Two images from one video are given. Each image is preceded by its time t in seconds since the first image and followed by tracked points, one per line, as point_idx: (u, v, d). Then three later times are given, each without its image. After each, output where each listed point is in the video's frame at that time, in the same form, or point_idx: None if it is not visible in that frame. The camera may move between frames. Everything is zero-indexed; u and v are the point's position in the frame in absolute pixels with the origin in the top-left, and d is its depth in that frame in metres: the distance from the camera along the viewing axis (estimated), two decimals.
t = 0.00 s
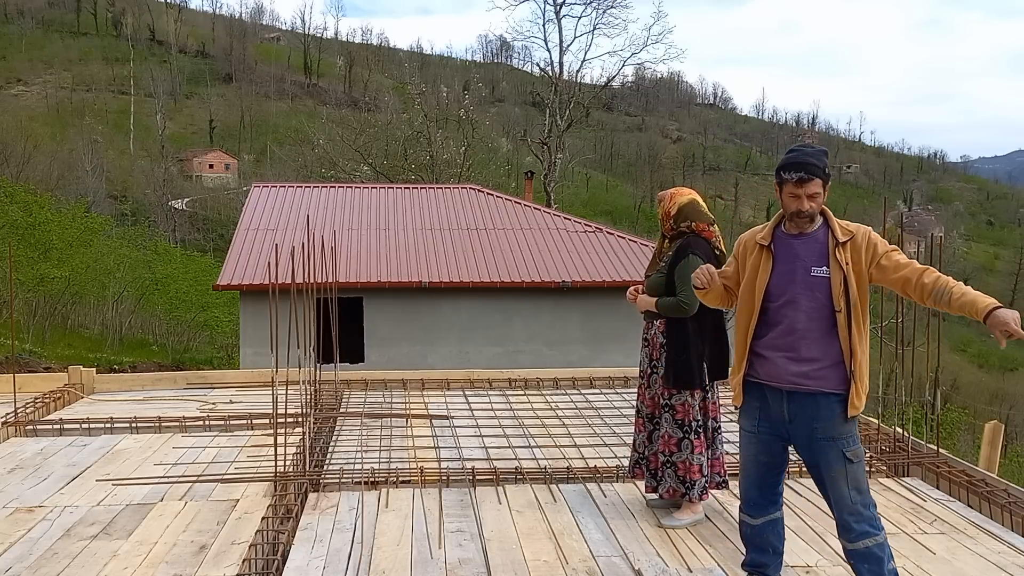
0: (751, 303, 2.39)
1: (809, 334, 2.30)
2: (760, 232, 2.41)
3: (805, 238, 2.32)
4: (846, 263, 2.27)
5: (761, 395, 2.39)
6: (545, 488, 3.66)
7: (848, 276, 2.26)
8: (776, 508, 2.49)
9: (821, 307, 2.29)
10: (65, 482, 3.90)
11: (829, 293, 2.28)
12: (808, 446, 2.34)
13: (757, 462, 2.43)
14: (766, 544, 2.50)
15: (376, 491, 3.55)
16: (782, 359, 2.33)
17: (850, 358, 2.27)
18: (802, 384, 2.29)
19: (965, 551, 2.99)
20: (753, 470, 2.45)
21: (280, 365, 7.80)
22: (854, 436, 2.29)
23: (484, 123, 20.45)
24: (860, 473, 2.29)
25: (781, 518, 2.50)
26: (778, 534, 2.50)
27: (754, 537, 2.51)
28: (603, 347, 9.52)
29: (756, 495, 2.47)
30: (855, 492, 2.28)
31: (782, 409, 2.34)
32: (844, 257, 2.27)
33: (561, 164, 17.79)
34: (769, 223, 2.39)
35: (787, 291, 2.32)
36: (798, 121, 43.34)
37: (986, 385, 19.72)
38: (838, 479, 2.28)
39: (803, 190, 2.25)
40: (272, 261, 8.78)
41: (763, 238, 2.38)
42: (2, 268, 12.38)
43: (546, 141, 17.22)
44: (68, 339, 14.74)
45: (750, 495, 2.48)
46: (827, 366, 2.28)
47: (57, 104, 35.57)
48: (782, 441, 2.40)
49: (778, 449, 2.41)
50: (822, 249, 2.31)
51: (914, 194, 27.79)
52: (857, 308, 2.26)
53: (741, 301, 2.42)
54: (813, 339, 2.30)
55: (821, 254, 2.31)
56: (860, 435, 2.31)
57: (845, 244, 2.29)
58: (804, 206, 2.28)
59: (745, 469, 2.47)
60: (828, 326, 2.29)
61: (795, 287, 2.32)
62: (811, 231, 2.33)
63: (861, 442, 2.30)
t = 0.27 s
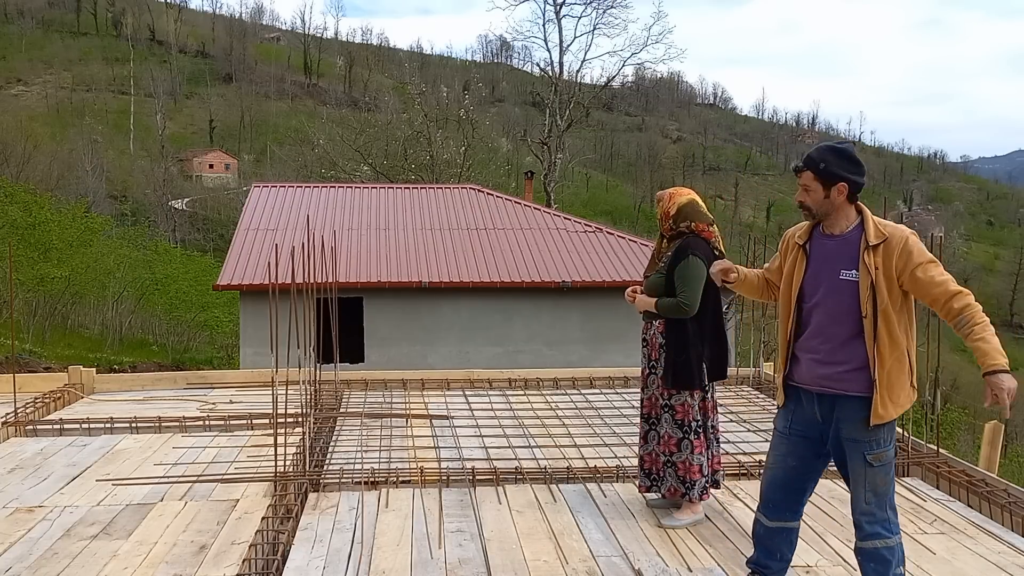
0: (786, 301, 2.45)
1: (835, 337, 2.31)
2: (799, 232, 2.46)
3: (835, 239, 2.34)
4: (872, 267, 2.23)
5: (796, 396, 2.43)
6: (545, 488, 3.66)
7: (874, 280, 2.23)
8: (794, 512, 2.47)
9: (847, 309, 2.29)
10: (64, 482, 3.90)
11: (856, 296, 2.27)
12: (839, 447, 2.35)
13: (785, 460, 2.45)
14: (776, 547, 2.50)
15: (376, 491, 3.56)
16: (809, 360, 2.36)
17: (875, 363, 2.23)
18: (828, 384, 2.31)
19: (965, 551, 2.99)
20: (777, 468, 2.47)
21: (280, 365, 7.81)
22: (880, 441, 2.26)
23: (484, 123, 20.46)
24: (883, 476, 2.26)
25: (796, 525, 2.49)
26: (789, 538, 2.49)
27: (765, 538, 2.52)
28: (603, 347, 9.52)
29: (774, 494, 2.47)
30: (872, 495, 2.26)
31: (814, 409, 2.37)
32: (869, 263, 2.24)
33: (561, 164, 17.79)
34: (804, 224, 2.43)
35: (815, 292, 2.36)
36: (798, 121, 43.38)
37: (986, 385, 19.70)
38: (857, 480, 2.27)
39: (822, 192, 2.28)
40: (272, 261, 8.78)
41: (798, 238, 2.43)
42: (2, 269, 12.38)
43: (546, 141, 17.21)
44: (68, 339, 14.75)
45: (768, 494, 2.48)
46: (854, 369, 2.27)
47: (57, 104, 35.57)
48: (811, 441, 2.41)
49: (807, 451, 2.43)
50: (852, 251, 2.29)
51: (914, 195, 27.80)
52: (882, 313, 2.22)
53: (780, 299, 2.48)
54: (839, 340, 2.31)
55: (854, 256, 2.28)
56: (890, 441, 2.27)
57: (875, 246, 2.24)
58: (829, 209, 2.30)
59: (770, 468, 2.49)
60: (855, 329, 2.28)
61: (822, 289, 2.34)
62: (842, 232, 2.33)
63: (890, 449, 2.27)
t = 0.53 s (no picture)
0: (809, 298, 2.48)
1: (843, 336, 2.32)
2: (825, 228, 2.47)
3: (850, 238, 2.34)
4: (877, 269, 2.21)
5: (813, 396, 2.45)
6: (546, 488, 3.66)
7: (876, 281, 2.21)
8: (810, 513, 2.46)
9: (855, 309, 2.28)
10: (64, 482, 3.90)
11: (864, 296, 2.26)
12: (846, 449, 2.34)
13: (799, 460, 2.47)
14: (784, 547, 2.51)
15: (376, 491, 3.55)
16: (823, 357, 2.38)
17: (875, 365, 2.21)
18: (836, 385, 2.32)
19: (965, 551, 2.99)
20: (794, 466, 2.49)
21: (280, 365, 7.81)
22: (884, 445, 2.24)
23: (484, 123, 20.46)
24: (886, 479, 2.24)
25: (817, 527, 2.47)
26: (803, 538, 2.48)
27: (780, 534, 2.53)
28: (603, 347, 9.52)
29: (789, 492, 2.48)
30: (873, 498, 2.26)
31: (825, 411, 2.38)
32: (874, 265, 2.22)
33: (561, 164, 17.78)
34: (826, 221, 2.44)
35: (828, 290, 2.38)
36: (797, 121, 43.40)
37: (986, 385, 19.66)
38: (859, 481, 2.27)
39: (829, 189, 2.29)
40: (272, 261, 8.78)
41: (825, 234, 2.45)
42: (2, 269, 12.38)
43: (546, 141, 17.22)
44: (68, 339, 14.74)
45: (785, 493, 2.50)
46: (860, 370, 2.26)
47: (57, 104, 35.57)
48: (822, 441, 2.42)
49: (821, 451, 2.43)
50: (863, 251, 2.28)
51: (914, 195, 27.81)
52: (885, 315, 2.19)
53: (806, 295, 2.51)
54: (847, 339, 2.31)
55: (862, 257, 2.28)
56: (896, 444, 2.24)
57: (881, 248, 2.22)
58: (839, 206, 2.31)
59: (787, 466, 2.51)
60: (863, 329, 2.27)
61: (835, 287, 2.35)
62: (855, 232, 2.33)
63: (897, 453, 2.25)
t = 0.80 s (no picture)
0: (803, 294, 2.50)
1: (836, 333, 2.32)
2: (828, 226, 2.47)
3: (850, 237, 2.33)
4: (873, 268, 2.21)
5: (806, 395, 2.46)
6: (545, 488, 3.66)
7: (872, 281, 2.21)
8: (811, 514, 2.46)
9: (848, 308, 2.29)
10: (64, 482, 3.90)
11: (858, 294, 2.26)
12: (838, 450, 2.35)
13: (796, 460, 2.49)
14: (787, 547, 2.52)
15: (375, 492, 3.55)
16: (814, 355, 2.39)
17: (865, 363, 2.22)
18: (827, 384, 2.32)
19: (965, 551, 2.99)
20: (791, 467, 2.50)
21: (279, 365, 7.81)
22: (875, 444, 2.23)
23: (484, 123, 20.47)
24: (877, 478, 2.24)
25: (818, 529, 2.47)
26: (806, 539, 2.48)
27: (784, 535, 2.53)
28: (603, 347, 9.52)
29: (790, 493, 2.49)
30: (864, 498, 2.26)
31: (816, 411, 2.39)
32: (872, 263, 2.22)
33: (561, 164, 17.78)
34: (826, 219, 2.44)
35: (825, 287, 2.38)
36: (797, 121, 43.42)
37: (986, 385, 19.65)
38: (849, 480, 2.28)
39: (831, 188, 2.29)
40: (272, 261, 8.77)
41: (825, 232, 2.45)
42: (2, 269, 12.38)
43: (546, 141, 17.22)
44: (68, 339, 14.75)
45: (786, 496, 2.51)
46: (850, 369, 2.27)
47: (57, 104, 35.57)
48: (817, 441, 2.43)
49: (815, 451, 2.45)
50: (861, 250, 2.28)
51: (914, 195, 27.82)
52: (879, 313, 2.19)
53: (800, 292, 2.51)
54: (840, 337, 2.31)
55: (860, 256, 2.27)
56: (888, 443, 2.24)
57: (879, 247, 2.22)
58: (840, 204, 2.31)
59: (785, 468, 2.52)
60: (857, 328, 2.27)
61: (831, 285, 2.36)
62: (855, 232, 2.32)
63: (887, 452, 2.24)
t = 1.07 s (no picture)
0: (785, 294, 2.48)
1: (822, 331, 2.32)
2: (811, 225, 2.47)
3: (836, 236, 2.34)
4: (861, 265, 2.21)
5: (789, 393, 2.46)
6: (545, 488, 3.66)
7: (860, 278, 2.21)
8: (802, 511, 2.46)
9: (834, 306, 2.29)
10: (65, 481, 3.90)
11: (845, 293, 2.27)
12: (821, 447, 2.35)
13: (782, 456, 2.49)
14: (783, 545, 2.52)
15: (376, 491, 3.55)
16: (799, 354, 2.38)
17: (853, 359, 2.22)
18: (813, 381, 2.32)
19: (965, 551, 2.99)
20: (779, 465, 2.50)
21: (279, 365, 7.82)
22: (858, 441, 2.24)
23: (484, 123, 20.47)
24: (863, 476, 2.24)
25: (807, 527, 2.47)
26: (801, 537, 2.48)
27: (779, 534, 2.53)
28: (603, 347, 9.53)
29: (779, 491, 2.48)
30: (848, 496, 2.26)
31: (800, 408, 2.40)
32: (859, 261, 2.22)
33: (561, 164, 17.78)
34: (810, 218, 2.44)
35: (811, 285, 2.37)
36: (797, 121, 43.42)
37: (986, 385, 19.63)
38: (834, 478, 2.28)
39: (818, 187, 2.29)
40: (272, 261, 8.77)
41: (809, 232, 2.45)
42: (2, 268, 12.38)
43: (546, 141, 17.22)
44: (68, 339, 14.75)
45: (774, 494, 2.51)
46: (836, 366, 2.27)
47: (57, 104, 35.56)
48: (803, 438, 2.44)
49: (801, 448, 2.46)
50: (847, 248, 2.28)
51: (914, 195, 27.84)
52: (868, 310, 2.19)
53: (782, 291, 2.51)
54: (827, 335, 2.30)
55: (847, 254, 2.28)
56: (869, 440, 2.24)
57: (868, 244, 2.22)
58: (826, 204, 2.31)
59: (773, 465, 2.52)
60: (843, 325, 2.27)
61: (816, 284, 2.36)
62: (841, 231, 2.32)
63: (869, 450, 2.25)
